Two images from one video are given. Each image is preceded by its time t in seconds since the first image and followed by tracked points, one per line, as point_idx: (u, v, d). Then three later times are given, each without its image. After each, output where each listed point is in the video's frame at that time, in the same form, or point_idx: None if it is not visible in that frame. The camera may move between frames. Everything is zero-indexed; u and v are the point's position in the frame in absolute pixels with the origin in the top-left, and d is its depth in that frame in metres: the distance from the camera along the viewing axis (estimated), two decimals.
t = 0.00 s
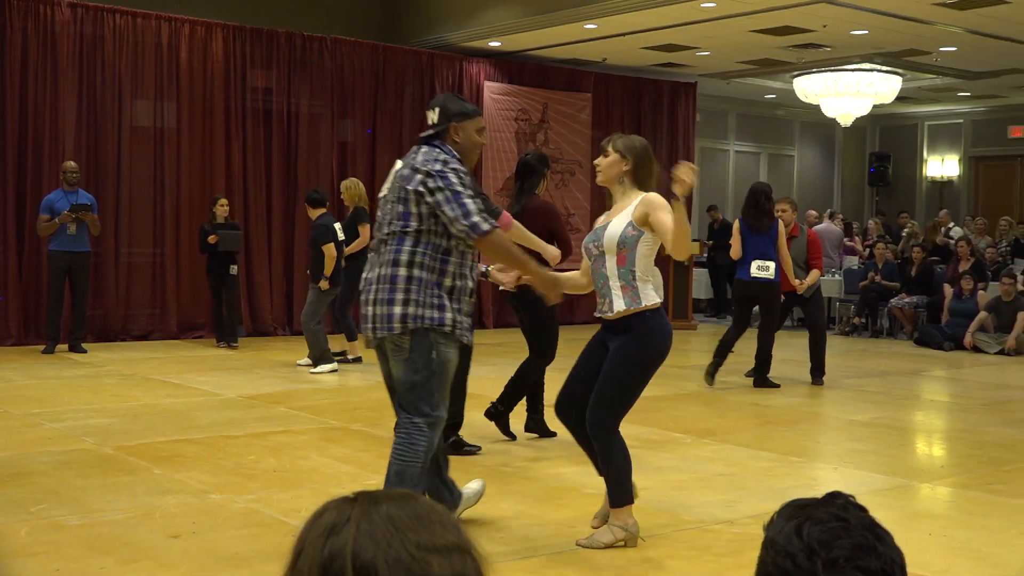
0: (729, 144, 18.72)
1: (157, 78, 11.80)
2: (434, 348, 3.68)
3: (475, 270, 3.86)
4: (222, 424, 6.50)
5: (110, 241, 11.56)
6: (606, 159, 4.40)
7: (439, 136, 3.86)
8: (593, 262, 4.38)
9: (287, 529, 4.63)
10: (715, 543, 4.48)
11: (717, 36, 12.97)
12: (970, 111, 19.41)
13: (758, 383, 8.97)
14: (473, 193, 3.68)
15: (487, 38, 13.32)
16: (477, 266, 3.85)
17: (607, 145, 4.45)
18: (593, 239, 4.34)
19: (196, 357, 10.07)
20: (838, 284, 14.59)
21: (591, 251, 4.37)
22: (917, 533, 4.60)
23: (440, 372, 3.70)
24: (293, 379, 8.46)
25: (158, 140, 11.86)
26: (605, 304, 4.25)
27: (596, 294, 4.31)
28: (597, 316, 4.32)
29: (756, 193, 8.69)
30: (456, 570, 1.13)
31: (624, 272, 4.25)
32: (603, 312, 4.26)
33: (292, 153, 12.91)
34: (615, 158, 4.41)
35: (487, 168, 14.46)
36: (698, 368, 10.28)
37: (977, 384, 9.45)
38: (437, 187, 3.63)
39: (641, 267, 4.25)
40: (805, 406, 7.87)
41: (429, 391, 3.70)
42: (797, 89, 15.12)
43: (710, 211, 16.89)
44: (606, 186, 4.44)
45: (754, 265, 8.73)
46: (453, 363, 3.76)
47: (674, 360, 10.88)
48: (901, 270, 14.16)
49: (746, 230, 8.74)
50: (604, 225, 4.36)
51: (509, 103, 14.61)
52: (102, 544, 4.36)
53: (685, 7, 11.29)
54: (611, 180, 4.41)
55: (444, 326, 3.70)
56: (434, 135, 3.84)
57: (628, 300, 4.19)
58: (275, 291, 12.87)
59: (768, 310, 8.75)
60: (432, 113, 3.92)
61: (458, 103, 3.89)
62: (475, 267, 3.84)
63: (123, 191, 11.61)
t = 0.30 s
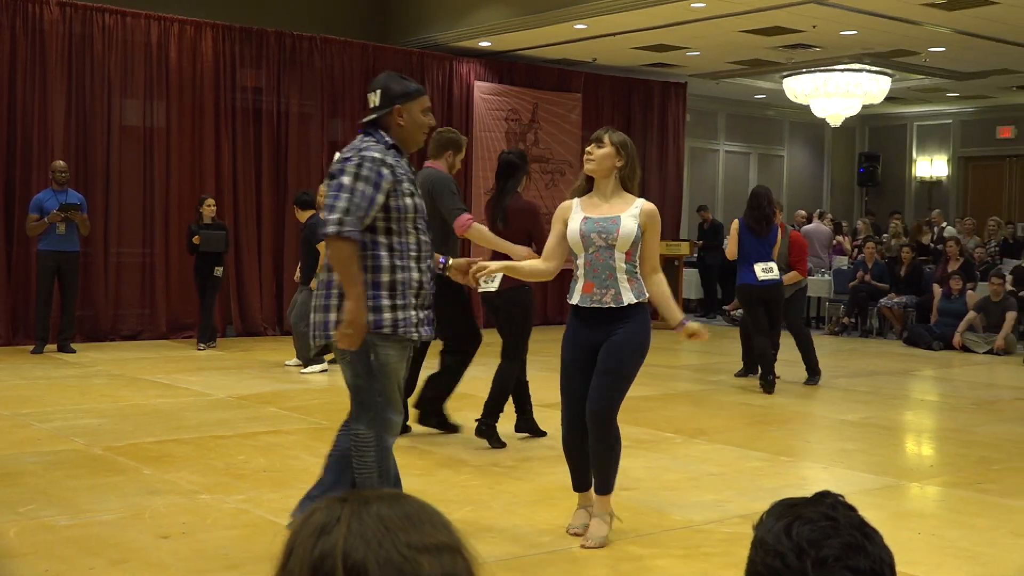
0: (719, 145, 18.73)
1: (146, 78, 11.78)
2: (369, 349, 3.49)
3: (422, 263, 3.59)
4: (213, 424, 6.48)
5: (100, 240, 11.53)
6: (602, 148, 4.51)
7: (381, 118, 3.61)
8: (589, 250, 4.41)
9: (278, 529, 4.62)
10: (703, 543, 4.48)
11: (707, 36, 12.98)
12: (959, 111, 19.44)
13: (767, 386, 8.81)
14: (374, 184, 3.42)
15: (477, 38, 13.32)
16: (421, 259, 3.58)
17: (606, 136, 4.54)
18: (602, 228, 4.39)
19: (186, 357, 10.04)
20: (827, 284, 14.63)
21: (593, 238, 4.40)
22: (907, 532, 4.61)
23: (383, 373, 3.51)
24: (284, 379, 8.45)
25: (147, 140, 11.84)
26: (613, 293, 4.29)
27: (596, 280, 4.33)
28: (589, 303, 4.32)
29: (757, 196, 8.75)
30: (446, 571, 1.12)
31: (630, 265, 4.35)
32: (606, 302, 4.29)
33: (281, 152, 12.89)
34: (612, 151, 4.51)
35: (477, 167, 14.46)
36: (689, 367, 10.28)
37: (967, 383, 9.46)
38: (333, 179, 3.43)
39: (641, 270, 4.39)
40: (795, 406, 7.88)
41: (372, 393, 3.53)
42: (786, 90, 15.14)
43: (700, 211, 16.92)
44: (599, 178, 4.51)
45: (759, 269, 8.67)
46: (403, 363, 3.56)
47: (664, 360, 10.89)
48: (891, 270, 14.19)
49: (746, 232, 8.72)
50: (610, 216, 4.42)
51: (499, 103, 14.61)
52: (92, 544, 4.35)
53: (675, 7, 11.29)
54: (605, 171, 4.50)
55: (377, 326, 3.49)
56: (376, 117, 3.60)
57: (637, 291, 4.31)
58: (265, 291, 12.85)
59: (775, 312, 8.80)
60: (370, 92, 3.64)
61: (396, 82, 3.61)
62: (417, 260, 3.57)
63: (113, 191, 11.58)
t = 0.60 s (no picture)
0: (716, 145, 18.73)
1: (143, 78, 11.77)
2: (320, 353, 3.48)
3: (369, 268, 3.56)
4: (210, 424, 6.48)
5: (97, 241, 11.53)
6: (613, 151, 4.53)
7: (344, 116, 3.57)
8: (597, 250, 4.44)
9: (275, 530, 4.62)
10: (701, 543, 4.48)
11: (704, 36, 12.98)
12: (956, 111, 19.45)
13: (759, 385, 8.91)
14: (311, 186, 3.43)
15: (475, 38, 13.32)
16: (369, 263, 3.56)
17: (617, 140, 4.54)
18: (614, 230, 4.44)
19: (183, 357, 10.03)
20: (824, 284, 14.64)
21: (604, 240, 4.44)
22: (905, 532, 4.60)
23: (337, 377, 3.48)
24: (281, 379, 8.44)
25: (144, 139, 11.83)
26: (614, 295, 4.31)
27: (599, 280, 4.33)
28: (589, 301, 4.30)
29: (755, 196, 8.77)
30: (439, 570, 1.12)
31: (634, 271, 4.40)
32: (607, 303, 4.30)
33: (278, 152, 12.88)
34: (623, 155, 4.54)
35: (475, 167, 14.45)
36: (686, 367, 10.28)
37: (965, 383, 9.46)
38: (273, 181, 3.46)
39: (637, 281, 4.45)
40: (793, 406, 7.88)
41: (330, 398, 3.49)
42: (784, 90, 15.15)
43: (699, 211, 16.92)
44: (608, 184, 4.56)
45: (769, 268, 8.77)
46: (362, 366, 3.50)
47: (662, 360, 10.89)
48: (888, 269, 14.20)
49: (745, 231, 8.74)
50: (620, 220, 4.48)
51: (496, 103, 14.61)
52: (89, 544, 4.35)
53: (672, 7, 11.30)
54: (615, 176, 4.53)
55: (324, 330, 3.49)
56: (339, 115, 3.56)
57: (635, 298, 4.36)
58: (263, 291, 12.86)
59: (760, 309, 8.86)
60: (331, 90, 3.59)
61: (356, 79, 3.56)
62: (363, 265, 3.55)
63: (110, 191, 11.58)
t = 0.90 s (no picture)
0: (715, 145, 18.75)
1: (141, 78, 11.77)
2: (290, 361, 3.34)
3: (348, 276, 3.41)
4: (209, 424, 6.48)
5: (96, 241, 11.52)
6: (612, 155, 4.49)
7: (324, 116, 3.43)
8: (598, 255, 4.45)
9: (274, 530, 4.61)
10: (700, 543, 4.48)
11: (703, 36, 12.98)
12: (955, 111, 19.45)
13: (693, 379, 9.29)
14: (303, 192, 3.26)
15: (474, 38, 13.32)
16: (348, 271, 3.41)
17: (616, 141, 4.50)
18: (615, 237, 4.43)
19: (182, 358, 10.03)
20: (823, 284, 14.65)
21: (604, 247, 4.43)
22: (903, 532, 4.60)
23: (302, 387, 3.34)
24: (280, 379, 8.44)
25: (142, 139, 11.83)
26: (614, 296, 4.33)
27: (599, 283, 4.35)
28: (587, 301, 4.33)
29: (742, 196, 8.75)
30: (433, 571, 1.12)
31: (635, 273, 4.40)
32: (605, 303, 4.32)
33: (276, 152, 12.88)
34: (623, 157, 4.50)
35: (474, 167, 14.46)
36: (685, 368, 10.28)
37: (964, 383, 9.46)
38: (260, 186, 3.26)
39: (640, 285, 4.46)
40: (792, 406, 7.88)
41: (293, 409, 3.34)
42: (783, 90, 15.14)
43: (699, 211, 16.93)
44: (610, 186, 4.53)
45: (748, 268, 8.73)
46: (327, 377, 3.36)
47: (661, 360, 10.91)
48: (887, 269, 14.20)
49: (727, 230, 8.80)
50: (621, 226, 4.46)
51: (495, 103, 14.62)
52: (88, 544, 4.34)
53: (671, 7, 11.30)
54: (617, 179, 4.51)
55: (299, 338, 3.34)
56: (319, 115, 3.42)
57: (636, 300, 4.36)
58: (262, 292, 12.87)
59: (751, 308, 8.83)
60: (310, 90, 3.46)
61: (336, 78, 3.43)
62: (342, 273, 3.39)
63: (109, 190, 11.58)
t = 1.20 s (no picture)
0: (715, 145, 18.75)
1: (140, 78, 11.76)
2: (311, 361, 3.34)
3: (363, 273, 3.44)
4: (208, 424, 6.48)
5: (95, 241, 11.52)
6: (582, 155, 4.49)
7: (319, 115, 3.43)
8: (569, 258, 4.39)
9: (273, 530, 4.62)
10: (700, 543, 4.48)
11: (703, 36, 12.98)
12: (954, 111, 19.45)
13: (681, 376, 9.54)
14: (338, 193, 3.27)
15: (474, 38, 13.32)
16: (361, 268, 3.42)
17: (587, 141, 4.50)
18: (586, 238, 4.36)
19: (182, 357, 10.03)
20: (823, 283, 14.64)
21: (575, 249, 4.37)
22: (903, 532, 4.61)
23: (323, 388, 3.36)
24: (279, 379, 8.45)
25: (142, 139, 11.83)
26: (588, 305, 4.26)
27: (572, 290, 4.28)
28: (563, 312, 4.26)
29: (725, 194, 8.88)
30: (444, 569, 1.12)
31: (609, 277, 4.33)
32: (580, 314, 4.25)
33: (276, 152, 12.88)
34: (595, 156, 4.48)
35: (473, 167, 14.46)
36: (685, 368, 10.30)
37: (964, 383, 9.47)
38: (295, 194, 3.23)
39: (616, 286, 4.37)
40: (790, 406, 7.88)
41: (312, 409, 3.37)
42: (783, 90, 15.15)
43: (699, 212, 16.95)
44: (583, 186, 4.50)
45: (706, 261, 8.97)
46: (347, 377, 3.40)
47: (660, 360, 10.91)
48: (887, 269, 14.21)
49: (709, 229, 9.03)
50: (593, 226, 4.39)
51: (494, 103, 14.62)
52: (87, 544, 4.34)
53: (670, 7, 11.30)
54: (590, 179, 4.48)
55: (320, 338, 3.34)
56: (315, 114, 3.42)
57: (611, 307, 4.29)
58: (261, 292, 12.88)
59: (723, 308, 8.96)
60: (306, 88, 3.46)
61: (332, 76, 3.43)
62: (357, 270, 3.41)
63: (109, 190, 11.58)
